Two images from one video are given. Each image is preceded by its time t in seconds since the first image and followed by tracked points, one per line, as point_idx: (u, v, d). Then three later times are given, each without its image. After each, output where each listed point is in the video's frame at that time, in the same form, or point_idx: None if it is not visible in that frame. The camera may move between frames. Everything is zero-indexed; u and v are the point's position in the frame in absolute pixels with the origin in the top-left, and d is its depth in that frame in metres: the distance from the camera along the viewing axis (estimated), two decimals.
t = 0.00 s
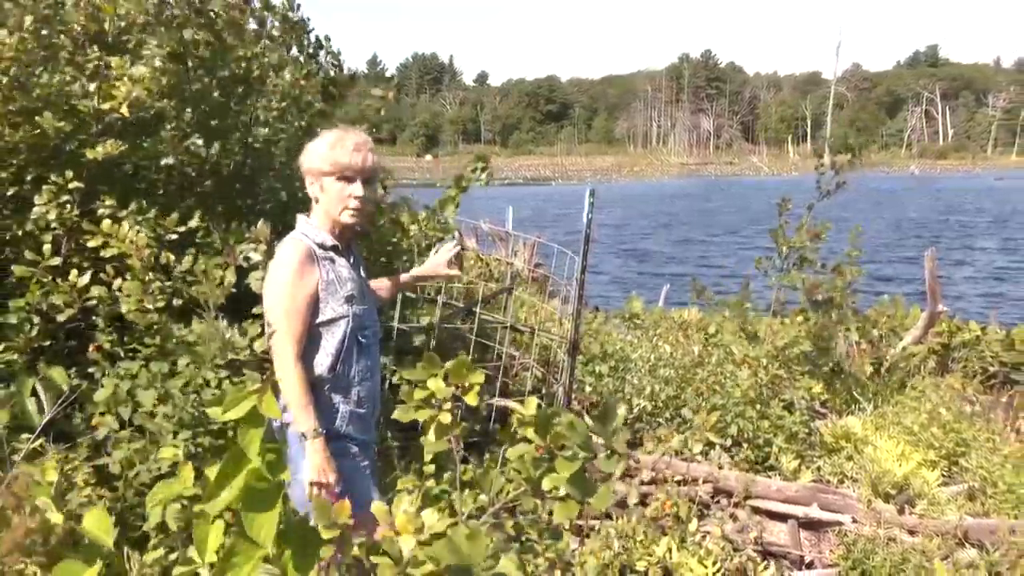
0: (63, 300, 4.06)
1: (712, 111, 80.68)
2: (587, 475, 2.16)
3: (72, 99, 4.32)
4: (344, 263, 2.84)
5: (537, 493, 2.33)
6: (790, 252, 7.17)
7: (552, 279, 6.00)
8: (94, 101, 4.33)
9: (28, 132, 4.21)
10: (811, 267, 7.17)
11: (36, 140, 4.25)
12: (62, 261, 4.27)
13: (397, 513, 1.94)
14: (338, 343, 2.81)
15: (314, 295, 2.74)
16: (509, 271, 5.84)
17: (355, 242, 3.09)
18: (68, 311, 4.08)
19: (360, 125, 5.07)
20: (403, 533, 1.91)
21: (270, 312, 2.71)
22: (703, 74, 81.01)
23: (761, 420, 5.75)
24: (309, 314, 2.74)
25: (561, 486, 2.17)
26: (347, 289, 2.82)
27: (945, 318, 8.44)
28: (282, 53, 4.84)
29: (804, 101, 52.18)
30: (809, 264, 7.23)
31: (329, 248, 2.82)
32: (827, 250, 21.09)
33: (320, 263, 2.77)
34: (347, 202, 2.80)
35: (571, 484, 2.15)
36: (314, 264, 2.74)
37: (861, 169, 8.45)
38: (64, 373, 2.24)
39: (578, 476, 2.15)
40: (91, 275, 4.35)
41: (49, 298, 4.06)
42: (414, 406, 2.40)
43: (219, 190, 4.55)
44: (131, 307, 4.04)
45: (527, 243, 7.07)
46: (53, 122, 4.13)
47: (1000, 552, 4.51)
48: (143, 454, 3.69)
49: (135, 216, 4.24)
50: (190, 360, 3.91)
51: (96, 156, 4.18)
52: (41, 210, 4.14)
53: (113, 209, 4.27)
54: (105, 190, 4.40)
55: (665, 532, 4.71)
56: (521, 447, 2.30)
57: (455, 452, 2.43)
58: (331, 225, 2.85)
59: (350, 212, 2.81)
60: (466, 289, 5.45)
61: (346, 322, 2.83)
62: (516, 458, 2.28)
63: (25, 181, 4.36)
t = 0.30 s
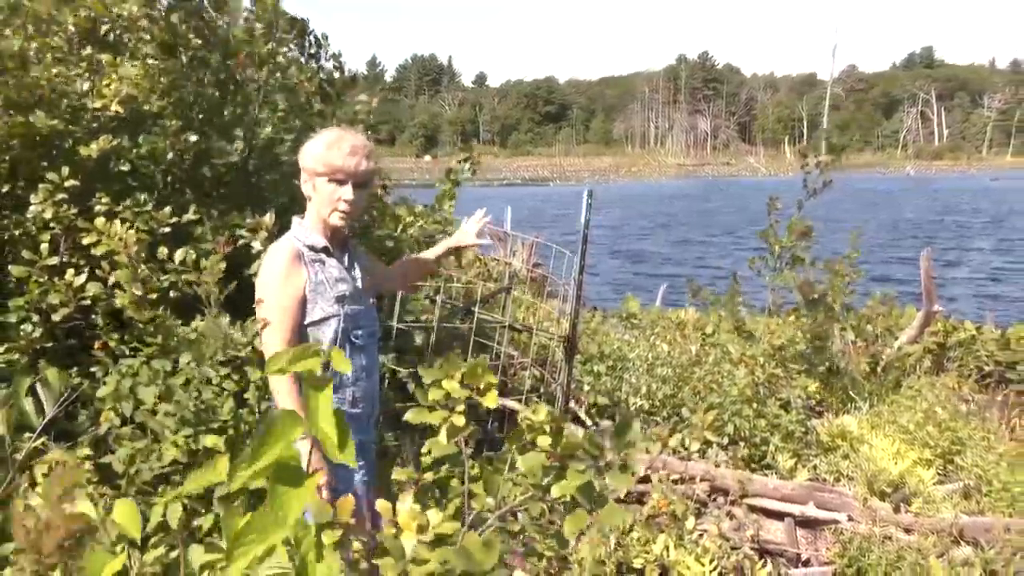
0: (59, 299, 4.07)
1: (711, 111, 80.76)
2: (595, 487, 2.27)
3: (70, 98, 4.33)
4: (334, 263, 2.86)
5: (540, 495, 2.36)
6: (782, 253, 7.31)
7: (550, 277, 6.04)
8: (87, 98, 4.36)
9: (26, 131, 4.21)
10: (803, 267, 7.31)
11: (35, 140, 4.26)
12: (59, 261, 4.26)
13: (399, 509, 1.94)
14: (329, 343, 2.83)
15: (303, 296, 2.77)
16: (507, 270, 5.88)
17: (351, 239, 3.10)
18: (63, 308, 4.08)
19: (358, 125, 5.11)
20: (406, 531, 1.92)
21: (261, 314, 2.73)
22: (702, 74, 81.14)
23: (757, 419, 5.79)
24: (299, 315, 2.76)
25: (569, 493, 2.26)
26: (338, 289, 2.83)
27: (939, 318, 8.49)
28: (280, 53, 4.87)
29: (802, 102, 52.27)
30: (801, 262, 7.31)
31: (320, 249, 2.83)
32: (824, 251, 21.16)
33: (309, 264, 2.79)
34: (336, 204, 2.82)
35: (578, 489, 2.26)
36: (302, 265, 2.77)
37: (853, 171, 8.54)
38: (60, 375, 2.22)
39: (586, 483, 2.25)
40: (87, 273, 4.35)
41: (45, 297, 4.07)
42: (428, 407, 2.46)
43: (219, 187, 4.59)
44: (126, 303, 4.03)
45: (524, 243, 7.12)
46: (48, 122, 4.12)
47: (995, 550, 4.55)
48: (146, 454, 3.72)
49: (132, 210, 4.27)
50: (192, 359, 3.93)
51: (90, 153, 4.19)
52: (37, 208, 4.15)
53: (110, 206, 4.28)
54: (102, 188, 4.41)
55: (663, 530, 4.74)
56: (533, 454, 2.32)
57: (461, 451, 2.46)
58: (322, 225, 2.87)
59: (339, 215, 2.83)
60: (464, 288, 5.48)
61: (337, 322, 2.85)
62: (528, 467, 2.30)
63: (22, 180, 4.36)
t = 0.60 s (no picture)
0: (57, 292, 4.11)
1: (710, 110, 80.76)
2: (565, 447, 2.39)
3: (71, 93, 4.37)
4: (332, 264, 2.89)
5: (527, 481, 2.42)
6: (779, 252, 7.40)
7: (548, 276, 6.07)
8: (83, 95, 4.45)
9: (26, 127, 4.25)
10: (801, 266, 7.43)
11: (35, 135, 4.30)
12: (59, 258, 4.29)
13: (385, 497, 2.02)
14: (327, 344, 2.86)
15: (301, 297, 2.80)
16: (505, 269, 5.91)
17: (351, 241, 3.12)
18: (58, 300, 4.12)
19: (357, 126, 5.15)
20: (395, 517, 2.00)
21: (258, 314, 2.77)
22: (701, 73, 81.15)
23: (754, 418, 5.83)
24: (296, 316, 2.79)
25: (546, 459, 2.35)
26: (336, 289, 2.86)
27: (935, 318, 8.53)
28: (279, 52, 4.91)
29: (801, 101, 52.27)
30: (797, 262, 7.37)
31: (317, 249, 2.86)
32: (822, 251, 21.19)
33: (306, 265, 2.82)
34: (334, 205, 2.85)
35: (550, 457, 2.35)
36: (300, 266, 2.80)
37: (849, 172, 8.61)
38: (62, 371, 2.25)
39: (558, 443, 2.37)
40: (86, 270, 4.37)
41: (45, 293, 4.09)
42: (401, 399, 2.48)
43: (218, 185, 4.60)
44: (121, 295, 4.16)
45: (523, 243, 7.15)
46: (44, 118, 4.19)
47: (990, 549, 4.60)
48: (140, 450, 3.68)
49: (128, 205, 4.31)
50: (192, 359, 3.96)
51: (84, 147, 4.25)
52: (35, 203, 4.20)
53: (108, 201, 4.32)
54: (102, 185, 4.44)
55: (660, 528, 4.77)
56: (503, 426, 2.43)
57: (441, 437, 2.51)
58: (321, 226, 2.90)
59: (337, 215, 2.86)
60: (462, 288, 5.51)
61: (335, 322, 2.87)
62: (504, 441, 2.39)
63: (22, 175, 4.39)
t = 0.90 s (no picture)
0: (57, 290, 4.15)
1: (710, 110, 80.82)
2: (577, 458, 2.36)
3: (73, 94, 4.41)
4: (332, 264, 2.92)
5: (525, 479, 2.47)
6: (779, 252, 7.49)
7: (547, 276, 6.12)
8: (85, 95, 4.48)
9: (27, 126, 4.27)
10: (798, 267, 7.49)
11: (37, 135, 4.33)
12: (61, 257, 4.31)
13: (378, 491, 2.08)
14: (327, 343, 2.90)
15: (301, 297, 2.83)
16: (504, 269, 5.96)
17: (350, 240, 3.16)
18: (59, 298, 4.15)
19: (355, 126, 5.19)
20: (386, 509, 2.04)
21: (259, 313, 2.80)
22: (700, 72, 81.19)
23: (751, 415, 5.88)
24: (296, 316, 2.83)
25: (553, 470, 2.35)
26: (336, 290, 2.90)
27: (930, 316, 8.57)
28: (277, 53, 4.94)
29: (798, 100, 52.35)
30: (795, 263, 7.44)
31: (318, 250, 2.90)
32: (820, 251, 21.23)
33: (307, 265, 2.86)
34: (334, 204, 2.88)
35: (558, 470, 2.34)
36: (300, 266, 2.83)
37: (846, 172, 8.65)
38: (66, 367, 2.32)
39: (571, 456, 2.34)
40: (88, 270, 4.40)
41: (45, 290, 4.15)
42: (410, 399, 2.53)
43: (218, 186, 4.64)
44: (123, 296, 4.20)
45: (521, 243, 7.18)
46: (45, 118, 4.23)
47: (985, 545, 4.65)
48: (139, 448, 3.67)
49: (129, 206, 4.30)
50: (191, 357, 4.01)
51: (84, 146, 4.28)
52: (37, 203, 4.24)
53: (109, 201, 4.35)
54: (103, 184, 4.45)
55: (658, 525, 4.81)
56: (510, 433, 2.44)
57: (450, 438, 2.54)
58: (321, 226, 2.93)
59: (337, 214, 2.89)
60: (461, 287, 5.55)
61: (335, 322, 2.91)
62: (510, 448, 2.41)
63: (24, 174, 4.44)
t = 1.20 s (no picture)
0: (53, 291, 4.19)
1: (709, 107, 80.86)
2: (571, 457, 2.42)
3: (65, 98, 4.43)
4: (330, 263, 2.96)
5: (522, 476, 2.49)
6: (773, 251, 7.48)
7: (543, 275, 6.15)
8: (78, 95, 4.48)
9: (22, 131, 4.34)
10: (792, 266, 7.56)
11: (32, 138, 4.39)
12: (56, 257, 4.38)
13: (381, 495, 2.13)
14: (325, 342, 2.93)
15: (299, 296, 2.87)
16: (501, 268, 5.99)
17: (349, 241, 3.19)
18: (56, 299, 4.18)
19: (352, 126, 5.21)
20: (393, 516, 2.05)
21: (258, 314, 2.84)
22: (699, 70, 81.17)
23: (747, 413, 5.92)
24: (294, 315, 2.86)
25: (550, 469, 2.37)
26: (333, 289, 2.93)
27: (926, 314, 8.61)
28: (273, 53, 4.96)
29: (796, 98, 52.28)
30: (790, 262, 7.50)
31: (315, 250, 2.93)
32: (818, 249, 21.29)
33: (304, 265, 2.89)
34: (329, 201, 2.91)
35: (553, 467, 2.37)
36: (297, 266, 2.87)
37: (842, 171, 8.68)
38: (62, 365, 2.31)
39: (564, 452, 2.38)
40: (84, 270, 4.45)
41: (41, 291, 4.19)
42: (405, 396, 2.57)
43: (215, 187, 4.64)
44: (119, 298, 4.22)
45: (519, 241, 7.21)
46: (37, 123, 4.28)
47: (978, 542, 4.69)
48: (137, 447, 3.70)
49: (122, 209, 4.37)
50: (190, 357, 4.01)
51: (77, 149, 4.33)
52: (33, 206, 4.30)
53: (103, 203, 4.41)
54: (97, 185, 4.50)
55: (655, 522, 4.84)
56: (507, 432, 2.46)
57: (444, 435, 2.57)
58: (319, 226, 2.96)
59: (334, 211, 2.92)
60: (458, 286, 5.57)
61: (333, 321, 2.94)
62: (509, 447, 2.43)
63: (22, 177, 4.49)
